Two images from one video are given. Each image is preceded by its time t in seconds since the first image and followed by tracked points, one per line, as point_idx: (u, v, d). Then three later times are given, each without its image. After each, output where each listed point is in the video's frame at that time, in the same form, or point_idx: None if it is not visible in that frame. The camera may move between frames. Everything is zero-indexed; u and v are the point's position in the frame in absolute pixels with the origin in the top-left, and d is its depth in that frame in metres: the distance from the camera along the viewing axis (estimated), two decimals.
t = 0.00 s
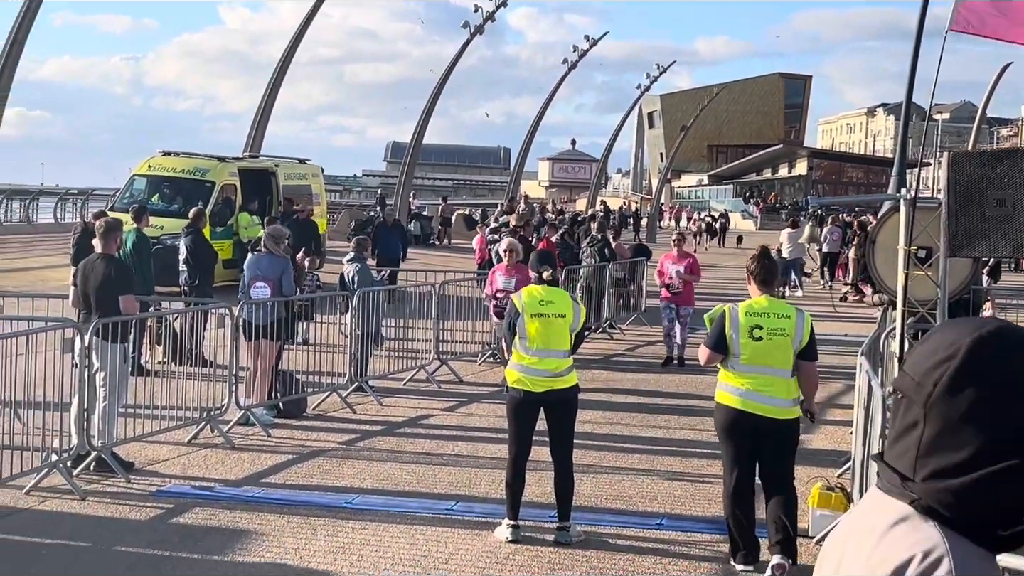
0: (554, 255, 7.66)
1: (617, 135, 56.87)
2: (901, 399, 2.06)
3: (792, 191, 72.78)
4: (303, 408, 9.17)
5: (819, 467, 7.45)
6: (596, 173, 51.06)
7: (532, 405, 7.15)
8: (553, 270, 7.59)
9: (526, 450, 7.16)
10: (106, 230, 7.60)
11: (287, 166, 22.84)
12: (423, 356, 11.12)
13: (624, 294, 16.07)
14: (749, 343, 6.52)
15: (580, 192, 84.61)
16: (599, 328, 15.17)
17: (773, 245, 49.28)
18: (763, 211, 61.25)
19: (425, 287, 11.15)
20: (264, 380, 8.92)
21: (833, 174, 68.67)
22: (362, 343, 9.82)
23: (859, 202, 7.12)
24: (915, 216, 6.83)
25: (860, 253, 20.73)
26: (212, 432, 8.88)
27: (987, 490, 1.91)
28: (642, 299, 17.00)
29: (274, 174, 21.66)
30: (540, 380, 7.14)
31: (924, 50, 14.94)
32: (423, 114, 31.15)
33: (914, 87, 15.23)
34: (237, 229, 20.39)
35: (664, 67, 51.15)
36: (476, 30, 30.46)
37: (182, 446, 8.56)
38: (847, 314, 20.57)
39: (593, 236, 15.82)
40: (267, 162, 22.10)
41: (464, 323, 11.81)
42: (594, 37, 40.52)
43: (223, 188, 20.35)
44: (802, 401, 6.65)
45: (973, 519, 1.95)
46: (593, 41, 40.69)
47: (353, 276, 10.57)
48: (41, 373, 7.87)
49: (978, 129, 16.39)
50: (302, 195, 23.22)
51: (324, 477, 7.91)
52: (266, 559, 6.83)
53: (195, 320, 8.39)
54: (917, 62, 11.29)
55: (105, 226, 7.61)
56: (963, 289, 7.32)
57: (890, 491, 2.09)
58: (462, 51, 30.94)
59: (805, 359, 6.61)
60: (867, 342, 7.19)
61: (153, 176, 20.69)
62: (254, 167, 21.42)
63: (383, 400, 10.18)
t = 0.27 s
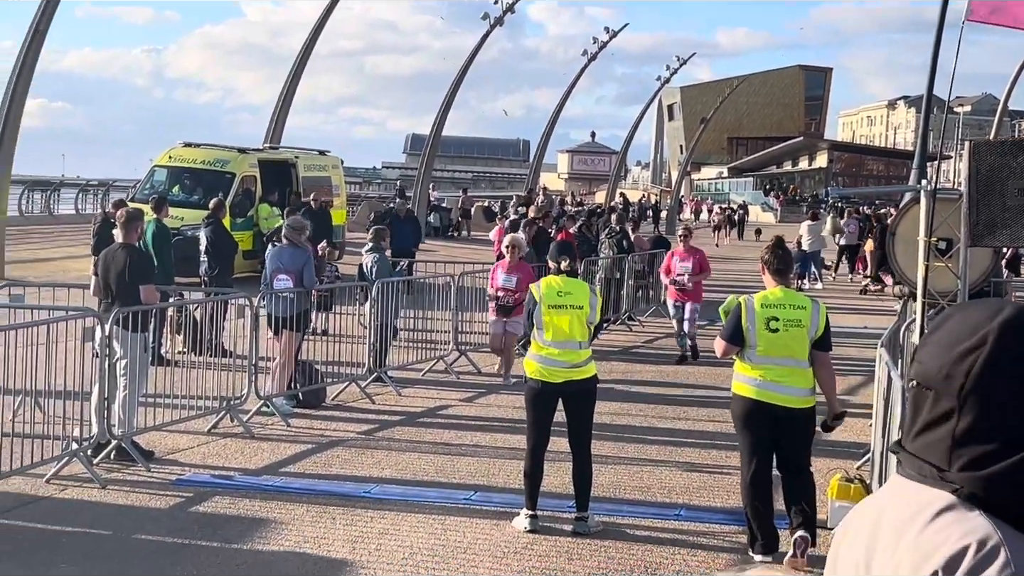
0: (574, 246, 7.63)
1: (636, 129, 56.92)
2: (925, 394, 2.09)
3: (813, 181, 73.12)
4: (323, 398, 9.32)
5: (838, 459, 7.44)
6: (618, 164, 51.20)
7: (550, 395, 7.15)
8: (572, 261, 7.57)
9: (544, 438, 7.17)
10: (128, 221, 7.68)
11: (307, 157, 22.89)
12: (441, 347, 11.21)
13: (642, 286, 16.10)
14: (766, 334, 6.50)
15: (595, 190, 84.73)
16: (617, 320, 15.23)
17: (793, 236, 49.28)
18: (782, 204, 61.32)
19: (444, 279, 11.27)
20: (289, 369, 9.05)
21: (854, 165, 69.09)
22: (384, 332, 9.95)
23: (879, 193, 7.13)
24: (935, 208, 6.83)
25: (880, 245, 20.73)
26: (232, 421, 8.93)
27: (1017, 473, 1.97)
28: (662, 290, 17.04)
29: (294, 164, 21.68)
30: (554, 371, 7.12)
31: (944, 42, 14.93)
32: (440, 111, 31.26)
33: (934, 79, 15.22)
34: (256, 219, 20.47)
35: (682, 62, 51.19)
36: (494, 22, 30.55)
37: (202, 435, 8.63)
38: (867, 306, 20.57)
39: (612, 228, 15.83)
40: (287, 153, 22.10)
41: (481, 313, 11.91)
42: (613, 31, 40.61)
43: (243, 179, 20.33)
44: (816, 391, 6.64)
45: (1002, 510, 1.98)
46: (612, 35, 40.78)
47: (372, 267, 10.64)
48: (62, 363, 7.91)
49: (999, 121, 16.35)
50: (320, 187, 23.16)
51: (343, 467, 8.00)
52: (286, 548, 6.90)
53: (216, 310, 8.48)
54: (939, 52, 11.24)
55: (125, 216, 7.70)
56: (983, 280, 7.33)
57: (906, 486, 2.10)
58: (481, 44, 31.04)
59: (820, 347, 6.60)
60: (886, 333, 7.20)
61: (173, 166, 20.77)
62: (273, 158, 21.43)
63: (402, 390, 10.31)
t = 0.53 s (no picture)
0: (590, 238, 7.62)
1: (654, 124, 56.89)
2: (952, 384, 2.63)
3: (830, 176, 73.14)
4: (340, 389, 9.42)
5: (856, 452, 7.41)
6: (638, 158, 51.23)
7: (566, 387, 7.11)
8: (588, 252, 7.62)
9: (561, 426, 7.16)
10: (146, 212, 7.65)
11: (325, 149, 22.98)
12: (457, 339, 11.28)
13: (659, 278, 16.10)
14: (782, 327, 6.48)
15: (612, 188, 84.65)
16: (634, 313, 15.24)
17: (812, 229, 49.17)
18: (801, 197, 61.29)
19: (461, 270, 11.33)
20: (309, 360, 9.12)
21: (873, 158, 69.47)
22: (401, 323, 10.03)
23: (897, 186, 7.11)
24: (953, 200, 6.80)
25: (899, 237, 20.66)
26: (249, 412, 8.96)
27: None
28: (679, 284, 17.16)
29: (311, 157, 21.76)
30: (570, 363, 7.10)
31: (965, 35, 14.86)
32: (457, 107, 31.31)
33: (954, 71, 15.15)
34: (274, 212, 20.59)
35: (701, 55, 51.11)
36: (511, 17, 30.56)
37: (220, 426, 8.66)
38: (886, 299, 20.50)
39: (629, 221, 15.80)
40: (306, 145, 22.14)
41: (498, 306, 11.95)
42: (632, 24, 40.58)
43: (261, 171, 20.41)
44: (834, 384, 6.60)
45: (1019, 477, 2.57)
46: (630, 29, 40.77)
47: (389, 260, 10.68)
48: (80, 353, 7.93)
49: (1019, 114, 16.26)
50: (339, 178, 23.31)
51: (359, 458, 8.03)
52: (303, 538, 6.91)
53: (233, 302, 8.52)
54: (959, 46, 11.17)
55: (144, 207, 7.67)
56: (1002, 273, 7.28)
57: (944, 479, 2.56)
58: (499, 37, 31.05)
59: (837, 339, 6.55)
60: (904, 325, 7.17)
61: (193, 159, 20.87)
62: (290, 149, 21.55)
63: (419, 381, 10.39)
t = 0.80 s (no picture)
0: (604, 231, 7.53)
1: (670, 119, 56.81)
2: (965, 378, 2.89)
3: (847, 170, 73.06)
4: (354, 381, 9.43)
5: (871, 446, 7.38)
6: (654, 153, 51.16)
7: (580, 380, 7.07)
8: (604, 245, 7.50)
9: (576, 419, 7.11)
10: (162, 204, 7.69)
11: (341, 143, 23.04)
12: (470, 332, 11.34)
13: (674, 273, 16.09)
14: (801, 319, 6.45)
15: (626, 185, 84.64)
16: (649, 308, 15.23)
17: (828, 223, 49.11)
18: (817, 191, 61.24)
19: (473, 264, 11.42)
20: (324, 353, 9.14)
21: (890, 153, 69.37)
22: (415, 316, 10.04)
23: (914, 179, 7.09)
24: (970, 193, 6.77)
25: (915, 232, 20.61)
26: (264, 405, 8.98)
27: None
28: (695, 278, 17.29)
29: (326, 151, 21.81)
30: (586, 357, 7.06)
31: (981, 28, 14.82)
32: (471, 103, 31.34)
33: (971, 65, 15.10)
34: (290, 205, 20.66)
35: (717, 50, 51.02)
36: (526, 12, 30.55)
37: (234, 418, 8.68)
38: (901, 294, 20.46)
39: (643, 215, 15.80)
40: (321, 138, 22.22)
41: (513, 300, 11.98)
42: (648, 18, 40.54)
43: (277, 164, 20.46)
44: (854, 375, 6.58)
45: None
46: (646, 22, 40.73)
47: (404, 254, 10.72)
48: (96, 344, 7.95)
49: None
50: (355, 172, 23.37)
51: (374, 451, 8.05)
52: (317, 530, 6.92)
53: (249, 295, 8.55)
54: (977, 40, 11.13)
55: (159, 199, 7.71)
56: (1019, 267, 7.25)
57: (969, 477, 2.67)
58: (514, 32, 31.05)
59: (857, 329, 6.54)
60: (921, 319, 7.14)
61: (208, 152, 20.93)
62: (306, 143, 21.63)
63: (434, 374, 10.42)
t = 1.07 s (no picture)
0: (619, 225, 7.49)
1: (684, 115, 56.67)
2: (983, 374, 2.99)
3: (862, 167, 72.85)
4: (368, 375, 9.47)
5: (885, 442, 7.37)
6: (668, 149, 51.05)
7: (594, 375, 7.06)
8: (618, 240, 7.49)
9: (589, 414, 7.12)
10: (176, 197, 7.71)
11: (355, 138, 23.10)
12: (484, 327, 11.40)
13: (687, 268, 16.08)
14: (821, 314, 6.44)
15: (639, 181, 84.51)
16: (663, 303, 15.22)
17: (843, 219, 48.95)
18: (832, 187, 61.09)
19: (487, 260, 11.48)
20: (338, 347, 9.15)
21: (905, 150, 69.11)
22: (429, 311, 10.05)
23: (929, 175, 7.07)
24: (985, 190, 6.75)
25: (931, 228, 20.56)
26: (279, 398, 9.01)
27: None
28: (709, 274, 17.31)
29: (341, 145, 21.86)
30: (601, 351, 7.05)
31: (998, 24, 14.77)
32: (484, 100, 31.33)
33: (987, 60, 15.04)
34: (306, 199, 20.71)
35: (732, 45, 50.86)
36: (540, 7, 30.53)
37: (248, 412, 8.70)
38: (916, 290, 20.41)
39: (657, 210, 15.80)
40: (335, 133, 22.28)
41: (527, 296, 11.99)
42: (663, 13, 40.46)
43: (291, 158, 20.55)
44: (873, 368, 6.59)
45: None
46: (661, 17, 40.64)
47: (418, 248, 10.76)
48: (111, 337, 7.97)
49: None
50: (369, 167, 23.45)
51: (387, 444, 8.07)
52: (330, 523, 6.94)
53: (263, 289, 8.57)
54: (993, 36, 11.08)
55: (173, 193, 7.72)
56: None
57: (987, 476, 2.67)
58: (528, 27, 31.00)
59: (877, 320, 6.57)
60: (936, 315, 7.12)
61: (223, 146, 20.97)
62: (321, 137, 21.69)
63: (448, 369, 10.44)
